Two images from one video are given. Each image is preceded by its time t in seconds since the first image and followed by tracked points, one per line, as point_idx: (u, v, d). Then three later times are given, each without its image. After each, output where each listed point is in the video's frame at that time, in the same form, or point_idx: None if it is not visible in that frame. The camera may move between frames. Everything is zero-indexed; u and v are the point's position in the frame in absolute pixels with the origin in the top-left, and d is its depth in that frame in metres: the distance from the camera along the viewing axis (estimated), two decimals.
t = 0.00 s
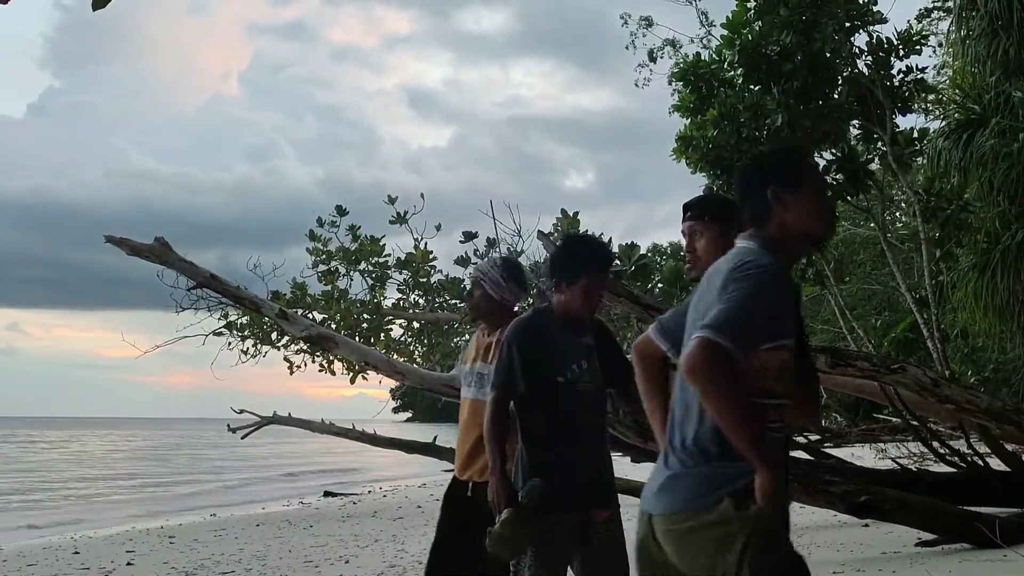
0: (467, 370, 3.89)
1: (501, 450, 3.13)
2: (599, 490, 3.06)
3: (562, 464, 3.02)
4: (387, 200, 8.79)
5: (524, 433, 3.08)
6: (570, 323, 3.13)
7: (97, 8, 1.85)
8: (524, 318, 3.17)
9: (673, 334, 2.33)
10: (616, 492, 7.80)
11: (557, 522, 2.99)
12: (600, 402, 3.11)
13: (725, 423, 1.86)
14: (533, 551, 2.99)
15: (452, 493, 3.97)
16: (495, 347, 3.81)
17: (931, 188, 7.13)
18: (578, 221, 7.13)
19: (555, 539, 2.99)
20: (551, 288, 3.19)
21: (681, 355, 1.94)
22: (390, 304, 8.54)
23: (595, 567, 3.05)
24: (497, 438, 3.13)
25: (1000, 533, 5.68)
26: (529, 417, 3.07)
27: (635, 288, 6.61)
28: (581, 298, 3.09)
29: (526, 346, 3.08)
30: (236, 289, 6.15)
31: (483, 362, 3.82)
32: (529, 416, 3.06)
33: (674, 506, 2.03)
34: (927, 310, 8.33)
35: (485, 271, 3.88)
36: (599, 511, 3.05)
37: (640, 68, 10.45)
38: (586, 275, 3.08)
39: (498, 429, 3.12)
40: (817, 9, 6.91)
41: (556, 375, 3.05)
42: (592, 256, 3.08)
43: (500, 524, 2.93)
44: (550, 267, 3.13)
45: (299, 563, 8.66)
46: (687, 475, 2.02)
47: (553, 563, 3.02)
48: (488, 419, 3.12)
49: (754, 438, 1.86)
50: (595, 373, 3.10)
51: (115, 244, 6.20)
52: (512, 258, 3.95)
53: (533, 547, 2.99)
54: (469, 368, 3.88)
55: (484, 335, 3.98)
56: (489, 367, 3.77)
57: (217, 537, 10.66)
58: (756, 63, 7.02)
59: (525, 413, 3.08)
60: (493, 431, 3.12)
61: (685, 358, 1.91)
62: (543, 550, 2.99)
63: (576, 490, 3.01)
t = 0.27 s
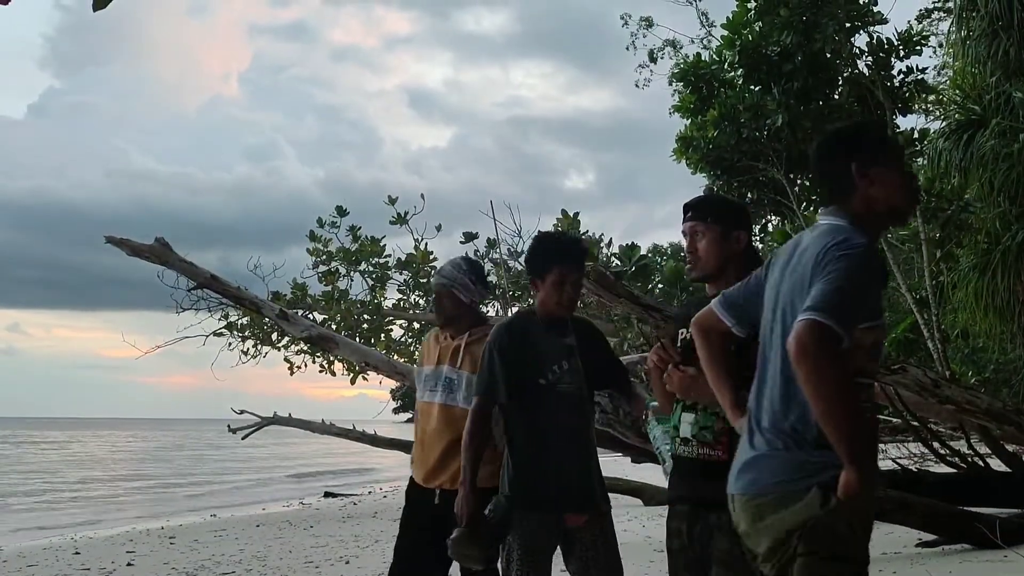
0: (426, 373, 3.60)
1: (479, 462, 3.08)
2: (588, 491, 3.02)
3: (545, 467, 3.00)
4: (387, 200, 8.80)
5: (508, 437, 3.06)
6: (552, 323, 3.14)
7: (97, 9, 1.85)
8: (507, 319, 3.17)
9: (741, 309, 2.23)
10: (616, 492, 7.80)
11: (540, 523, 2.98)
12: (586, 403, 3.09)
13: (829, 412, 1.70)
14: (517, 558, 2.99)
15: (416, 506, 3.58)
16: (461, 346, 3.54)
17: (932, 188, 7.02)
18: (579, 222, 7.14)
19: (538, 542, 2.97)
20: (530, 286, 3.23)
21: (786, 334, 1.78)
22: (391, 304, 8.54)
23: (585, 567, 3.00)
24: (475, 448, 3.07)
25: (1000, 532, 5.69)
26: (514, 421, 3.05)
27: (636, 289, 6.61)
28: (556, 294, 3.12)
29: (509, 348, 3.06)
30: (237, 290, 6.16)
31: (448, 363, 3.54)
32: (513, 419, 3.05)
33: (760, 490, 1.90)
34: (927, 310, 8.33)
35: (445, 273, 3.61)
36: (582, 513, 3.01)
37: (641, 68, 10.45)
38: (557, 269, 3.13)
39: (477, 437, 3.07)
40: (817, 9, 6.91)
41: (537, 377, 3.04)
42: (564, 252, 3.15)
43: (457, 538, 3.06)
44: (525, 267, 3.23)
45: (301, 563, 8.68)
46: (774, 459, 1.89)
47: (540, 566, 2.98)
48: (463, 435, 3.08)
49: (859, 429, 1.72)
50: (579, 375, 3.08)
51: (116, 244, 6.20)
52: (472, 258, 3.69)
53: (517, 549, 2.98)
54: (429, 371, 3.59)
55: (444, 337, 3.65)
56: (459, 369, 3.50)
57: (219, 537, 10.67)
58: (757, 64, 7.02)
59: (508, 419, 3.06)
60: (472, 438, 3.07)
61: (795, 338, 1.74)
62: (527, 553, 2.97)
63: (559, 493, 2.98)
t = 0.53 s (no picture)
0: (371, 378, 3.49)
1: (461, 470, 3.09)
2: (575, 491, 2.99)
3: (531, 469, 3.01)
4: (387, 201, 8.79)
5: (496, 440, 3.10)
6: (537, 323, 3.13)
7: (97, 10, 1.85)
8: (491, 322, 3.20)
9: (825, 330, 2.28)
10: (617, 493, 7.80)
11: (525, 524, 2.99)
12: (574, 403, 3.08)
13: (914, 441, 1.86)
14: (507, 560, 3.00)
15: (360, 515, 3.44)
16: (413, 347, 3.46)
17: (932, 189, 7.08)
18: (579, 222, 7.13)
19: (525, 543, 2.98)
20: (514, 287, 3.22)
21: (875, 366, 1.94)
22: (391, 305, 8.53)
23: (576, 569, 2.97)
24: (456, 459, 3.09)
25: (1001, 533, 5.69)
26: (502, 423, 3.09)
27: (636, 289, 6.60)
28: (537, 294, 3.10)
29: (492, 352, 3.07)
30: (237, 291, 6.15)
31: (399, 365, 3.46)
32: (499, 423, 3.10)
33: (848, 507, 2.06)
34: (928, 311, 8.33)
35: (394, 276, 3.47)
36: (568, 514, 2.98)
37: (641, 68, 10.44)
38: (537, 267, 3.10)
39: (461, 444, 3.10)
40: (818, 10, 6.91)
41: (520, 378, 3.05)
42: (541, 248, 3.10)
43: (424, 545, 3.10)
44: (507, 269, 3.21)
45: (301, 564, 8.68)
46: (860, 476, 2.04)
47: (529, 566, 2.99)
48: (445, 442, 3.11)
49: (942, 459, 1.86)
50: (565, 374, 3.07)
51: (116, 245, 6.20)
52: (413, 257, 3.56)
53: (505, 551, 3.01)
54: (376, 375, 3.48)
55: (389, 340, 3.54)
56: (414, 370, 3.43)
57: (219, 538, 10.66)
58: (757, 64, 7.02)
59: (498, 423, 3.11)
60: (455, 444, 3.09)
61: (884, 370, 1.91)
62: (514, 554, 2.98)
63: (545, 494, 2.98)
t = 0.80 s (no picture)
0: (320, 377, 2.98)
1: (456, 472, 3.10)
2: (566, 492, 2.98)
3: (523, 471, 3.01)
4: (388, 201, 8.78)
5: (488, 443, 3.11)
6: (530, 322, 3.15)
7: (97, 10, 1.85)
8: (484, 323, 3.22)
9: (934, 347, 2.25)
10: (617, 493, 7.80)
11: (520, 526, 2.99)
12: (567, 403, 3.07)
13: None
14: (501, 560, 3.01)
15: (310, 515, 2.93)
16: (366, 343, 2.98)
17: (933, 190, 7.08)
18: (579, 223, 7.12)
19: (520, 545, 2.99)
20: (505, 287, 3.23)
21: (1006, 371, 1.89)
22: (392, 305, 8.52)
23: (572, 569, 2.97)
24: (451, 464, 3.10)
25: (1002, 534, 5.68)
26: (494, 427, 3.09)
27: (636, 290, 6.59)
28: (528, 292, 3.10)
29: (484, 355, 3.08)
30: (237, 291, 6.15)
31: (351, 363, 2.96)
32: (490, 427, 3.10)
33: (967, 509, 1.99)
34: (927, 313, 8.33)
35: (350, 268, 2.98)
36: (562, 516, 2.98)
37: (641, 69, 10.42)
38: (528, 265, 3.11)
39: (456, 446, 3.13)
40: (818, 10, 6.90)
41: (511, 380, 3.06)
42: (531, 248, 3.11)
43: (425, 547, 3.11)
44: (496, 270, 3.21)
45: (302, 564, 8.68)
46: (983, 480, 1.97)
47: (525, 567, 3.00)
48: (441, 445, 3.18)
49: None
50: (557, 375, 3.07)
51: (116, 245, 6.20)
52: (367, 250, 3.08)
53: (500, 553, 3.02)
54: (325, 373, 2.98)
55: (339, 337, 3.03)
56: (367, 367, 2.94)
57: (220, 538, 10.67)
58: (757, 64, 7.02)
59: (488, 427, 3.11)
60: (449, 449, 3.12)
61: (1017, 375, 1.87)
62: (510, 555, 3.00)
63: (538, 496, 2.98)
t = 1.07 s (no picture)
0: (268, 381, 2.77)
1: (456, 472, 3.08)
2: (566, 491, 2.99)
3: (522, 472, 3.00)
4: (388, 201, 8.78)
5: (486, 443, 3.10)
6: (527, 321, 3.15)
7: (97, 11, 1.85)
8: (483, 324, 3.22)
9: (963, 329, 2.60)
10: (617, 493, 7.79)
11: (520, 527, 2.99)
12: (564, 403, 3.08)
13: None
14: (500, 561, 3.00)
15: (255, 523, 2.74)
16: (318, 346, 2.79)
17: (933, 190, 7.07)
18: (579, 223, 7.12)
19: (520, 546, 2.99)
20: (503, 288, 3.23)
21: None
22: (392, 306, 8.52)
23: (572, 568, 2.98)
24: (451, 463, 3.09)
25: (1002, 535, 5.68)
26: (492, 428, 3.08)
27: (637, 291, 6.59)
28: (527, 291, 3.11)
29: (483, 356, 3.07)
30: (237, 291, 6.15)
31: (300, 367, 2.77)
32: (488, 427, 3.09)
33: None
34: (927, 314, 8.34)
35: (313, 268, 2.80)
36: (562, 515, 2.99)
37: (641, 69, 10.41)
38: (525, 265, 3.12)
39: (455, 446, 3.11)
40: (819, 10, 6.90)
41: (509, 380, 3.05)
42: (527, 247, 3.13)
43: (427, 546, 3.08)
44: (494, 270, 3.22)
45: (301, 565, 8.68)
46: None
47: (526, 568, 2.99)
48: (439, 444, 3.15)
49: None
50: (556, 375, 3.07)
51: (117, 246, 6.20)
52: (320, 249, 2.88)
53: (499, 553, 3.01)
54: (272, 377, 2.78)
55: (287, 341, 2.83)
56: (318, 372, 2.75)
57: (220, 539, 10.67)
58: (758, 65, 7.02)
59: (487, 427, 3.09)
60: (446, 450, 3.11)
61: None
62: (510, 556, 2.99)
63: (537, 497, 2.98)
